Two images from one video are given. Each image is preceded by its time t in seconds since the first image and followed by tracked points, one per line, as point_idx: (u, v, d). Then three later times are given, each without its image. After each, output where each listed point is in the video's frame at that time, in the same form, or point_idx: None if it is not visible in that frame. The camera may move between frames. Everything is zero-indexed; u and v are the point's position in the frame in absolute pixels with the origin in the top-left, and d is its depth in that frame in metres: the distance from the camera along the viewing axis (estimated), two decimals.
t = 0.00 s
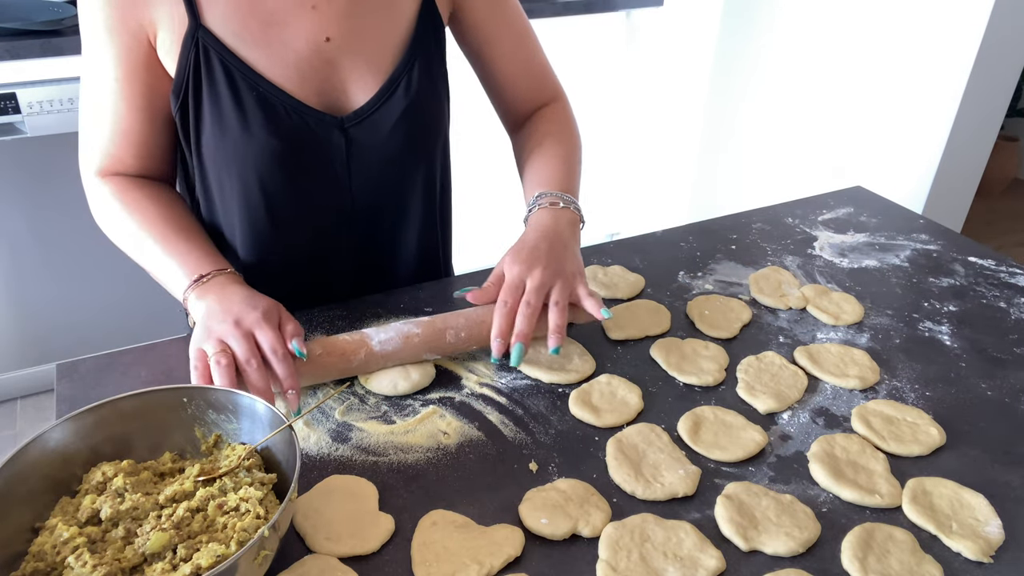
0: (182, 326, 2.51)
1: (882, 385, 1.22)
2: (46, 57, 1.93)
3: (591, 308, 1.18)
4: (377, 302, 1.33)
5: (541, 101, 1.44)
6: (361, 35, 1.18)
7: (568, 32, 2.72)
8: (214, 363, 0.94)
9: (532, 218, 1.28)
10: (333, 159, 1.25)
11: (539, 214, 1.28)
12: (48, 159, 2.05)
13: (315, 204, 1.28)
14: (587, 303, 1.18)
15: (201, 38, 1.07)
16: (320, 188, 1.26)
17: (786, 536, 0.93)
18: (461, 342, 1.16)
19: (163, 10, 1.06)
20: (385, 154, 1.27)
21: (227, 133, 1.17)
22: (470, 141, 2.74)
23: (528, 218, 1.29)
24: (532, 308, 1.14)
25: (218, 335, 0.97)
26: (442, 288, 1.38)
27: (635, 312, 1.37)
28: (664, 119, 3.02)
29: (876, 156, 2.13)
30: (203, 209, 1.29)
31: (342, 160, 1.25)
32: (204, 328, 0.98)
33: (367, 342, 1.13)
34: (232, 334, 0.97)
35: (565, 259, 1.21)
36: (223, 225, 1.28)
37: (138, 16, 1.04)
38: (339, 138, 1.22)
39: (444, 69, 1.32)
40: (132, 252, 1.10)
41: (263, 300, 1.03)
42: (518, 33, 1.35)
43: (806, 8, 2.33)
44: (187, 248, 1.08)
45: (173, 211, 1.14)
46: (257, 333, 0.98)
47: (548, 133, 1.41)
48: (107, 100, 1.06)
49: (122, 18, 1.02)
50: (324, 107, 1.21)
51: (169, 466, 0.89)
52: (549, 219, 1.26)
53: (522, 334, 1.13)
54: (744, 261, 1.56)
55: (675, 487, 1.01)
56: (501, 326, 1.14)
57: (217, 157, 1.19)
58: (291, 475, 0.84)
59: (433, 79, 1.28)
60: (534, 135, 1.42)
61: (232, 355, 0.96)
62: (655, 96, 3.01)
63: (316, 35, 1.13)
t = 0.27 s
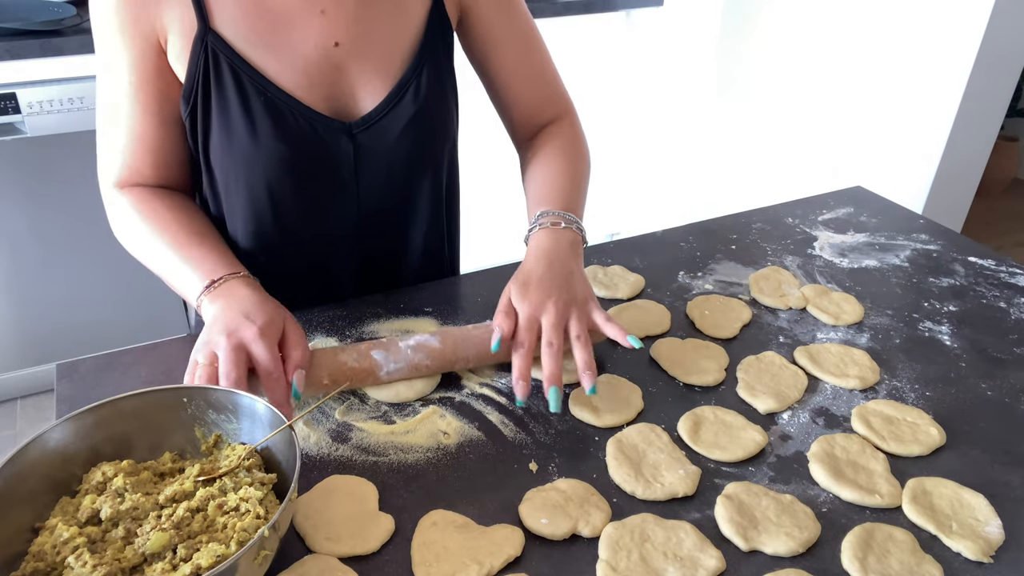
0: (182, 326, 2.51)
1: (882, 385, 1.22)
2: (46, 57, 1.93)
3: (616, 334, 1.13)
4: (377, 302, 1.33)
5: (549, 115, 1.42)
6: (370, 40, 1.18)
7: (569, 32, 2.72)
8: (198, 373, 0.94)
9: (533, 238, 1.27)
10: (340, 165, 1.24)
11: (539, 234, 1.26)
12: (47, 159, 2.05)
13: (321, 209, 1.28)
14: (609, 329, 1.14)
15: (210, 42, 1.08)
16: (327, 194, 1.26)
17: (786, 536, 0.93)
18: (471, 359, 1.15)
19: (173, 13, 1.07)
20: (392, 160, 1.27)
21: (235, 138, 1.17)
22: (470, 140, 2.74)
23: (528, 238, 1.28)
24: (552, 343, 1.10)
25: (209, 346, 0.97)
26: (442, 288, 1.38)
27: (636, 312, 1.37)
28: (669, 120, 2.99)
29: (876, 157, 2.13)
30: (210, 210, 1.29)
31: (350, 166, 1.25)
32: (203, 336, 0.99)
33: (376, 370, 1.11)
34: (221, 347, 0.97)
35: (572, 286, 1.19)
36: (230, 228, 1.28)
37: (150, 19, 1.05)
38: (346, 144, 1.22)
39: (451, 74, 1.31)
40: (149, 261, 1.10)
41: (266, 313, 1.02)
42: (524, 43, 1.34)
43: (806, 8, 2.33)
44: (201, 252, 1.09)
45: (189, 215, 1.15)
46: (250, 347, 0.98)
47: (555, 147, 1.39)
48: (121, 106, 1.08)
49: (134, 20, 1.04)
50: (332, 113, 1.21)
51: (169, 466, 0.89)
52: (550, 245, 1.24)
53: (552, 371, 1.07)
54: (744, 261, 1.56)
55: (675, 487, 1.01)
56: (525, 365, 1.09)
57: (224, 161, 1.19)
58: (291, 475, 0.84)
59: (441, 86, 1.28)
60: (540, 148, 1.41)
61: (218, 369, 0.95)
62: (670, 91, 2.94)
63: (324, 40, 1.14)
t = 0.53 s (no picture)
0: (182, 326, 2.51)
1: (882, 385, 1.22)
2: (46, 57, 1.93)
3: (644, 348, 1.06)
4: (377, 302, 1.33)
5: (556, 123, 1.39)
6: (376, 43, 1.18)
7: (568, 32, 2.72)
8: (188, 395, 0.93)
9: (537, 256, 1.23)
10: (344, 167, 1.25)
11: (541, 252, 1.22)
12: (47, 159, 2.05)
13: (325, 211, 1.28)
14: (633, 342, 1.07)
15: (217, 44, 1.08)
16: (331, 196, 1.27)
17: (786, 536, 0.93)
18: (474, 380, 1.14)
19: (179, 16, 1.06)
20: (396, 163, 1.27)
21: (240, 141, 1.17)
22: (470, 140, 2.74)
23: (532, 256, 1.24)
24: (578, 366, 1.03)
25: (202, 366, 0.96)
26: (442, 288, 1.38)
27: (636, 312, 1.37)
28: (665, 118, 3.03)
29: (876, 157, 2.13)
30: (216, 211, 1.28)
31: (354, 168, 1.25)
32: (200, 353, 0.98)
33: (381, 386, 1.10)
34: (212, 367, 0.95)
35: (584, 304, 1.14)
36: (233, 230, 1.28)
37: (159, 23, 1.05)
38: (351, 147, 1.22)
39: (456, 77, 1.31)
40: (162, 275, 1.09)
41: (264, 334, 0.99)
42: (526, 48, 1.33)
43: (806, 8, 2.33)
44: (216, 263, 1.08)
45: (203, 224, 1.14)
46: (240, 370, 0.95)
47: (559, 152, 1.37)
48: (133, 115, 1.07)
49: (143, 24, 1.03)
50: (337, 115, 1.21)
51: (169, 466, 0.89)
52: (555, 263, 1.20)
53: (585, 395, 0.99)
54: (744, 261, 1.56)
55: (675, 487, 1.01)
56: (555, 391, 1.00)
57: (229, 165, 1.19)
58: (291, 475, 0.84)
59: (446, 88, 1.28)
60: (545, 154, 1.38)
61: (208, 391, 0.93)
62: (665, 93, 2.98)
63: (330, 43, 1.14)
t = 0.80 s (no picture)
0: (182, 326, 2.51)
1: (882, 385, 1.22)
2: (46, 57, 1.93)
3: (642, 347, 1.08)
4: (377, 302, 1.33)
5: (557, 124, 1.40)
6: (377, 43, 1.18)
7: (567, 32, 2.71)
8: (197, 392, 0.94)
9: (535, 258, 1.22)
10: (344, 167, 1.25)
11: (540, 254, 1.22)
12: (46, 159, 2.05)
13: (325, 210, 1.28)
14: (631, 341, 1.09)
15: (215, 43, 1.08)
16: (331, 195, 1.27)
17: (786, 536, 0.93)
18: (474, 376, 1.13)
19: (180, 14, 1.07)
20: (397, 162, 1.27)
21: (239, 140, 1.17)
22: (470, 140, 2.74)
23: (529, 257, 1.24)
24: (579, 363, 1.04)
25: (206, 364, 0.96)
26: (442, 288, 1.38)
27: (636, 313, 1.36)
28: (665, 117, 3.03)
29: (876, 157, 2.13)
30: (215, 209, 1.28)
31: (354, 167, 1.25)
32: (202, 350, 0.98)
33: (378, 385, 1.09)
34: (219, 365, 0.95)
35: (584, 304, 1.14)
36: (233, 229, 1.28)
37: (158, 20, 1.06)
38: (351, 146, 1.22)
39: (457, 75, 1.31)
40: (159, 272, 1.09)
41: (268, 331, 1.00)
42: (527, 48, 1.33)
43: (806, 7, 2.33)
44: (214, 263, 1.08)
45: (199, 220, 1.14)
46: (244, 366, 0.95)
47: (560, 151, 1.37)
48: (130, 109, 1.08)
49: (141, 21, 1.04)
50: (337, 115, 1.21)
51: (169, 466, 0.89)
52: (554, 264, 1.20)
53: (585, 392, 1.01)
54: (744, 261, 1.56)
55: (675, 487, 1.01)
56: (556, 388, 1.02)
57: (229, 163, 1.19)
58: (291, 475, 0.84)
59: (446, 88, 1.28)
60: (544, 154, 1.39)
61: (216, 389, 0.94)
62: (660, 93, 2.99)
63: (331, 42, 1.13)
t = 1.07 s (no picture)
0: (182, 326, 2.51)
1: (882, 385, 1.22)
2: (46, 57, 1.93)
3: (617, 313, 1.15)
4: (377, 301, 1.33)
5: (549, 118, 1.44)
6: (374, 39, 1.18)
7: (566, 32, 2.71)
8: (207, 355, 0.97)
9: (519, 232, 1.29)
10: (342, 161, 1.24)
11: (524, 228, 1.28)
12: (46, 159, 2.05)
13: (323, 205, 1.28)
14: (607, 307, 1.16)
15: (211, 39, 1.08)
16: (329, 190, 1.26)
17: (786, 536, 0.93)
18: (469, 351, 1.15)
19: (175, 11, 1.07)
20: (394, 157, 1.27)
21: (236, 133, 1.17)
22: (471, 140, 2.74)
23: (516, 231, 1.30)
24: (557, 325, 1.13)
25: (214, 328, 1.00)
26: (442, 288, 1.38)
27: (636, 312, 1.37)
28: (667, 117, 3.02)
29: (876, 157, 2.13)
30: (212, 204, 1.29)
31: (351, 162, 1.25)
32: (205, 320, 1.02)
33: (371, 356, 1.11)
34: (228, 328, 1.00)
35: (564, 273, 1.21)
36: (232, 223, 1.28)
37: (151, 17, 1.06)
38: (348, 140, 1.22)
39: (455, 71, 1.31)
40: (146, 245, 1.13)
41: (270, 299, 1.05)
42: (524, 44, 1.35)
43: (806, 7, 2.33)
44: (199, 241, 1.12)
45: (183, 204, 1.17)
46: (252, 329, 1.01)
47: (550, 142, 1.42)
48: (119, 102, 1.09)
49: (136, 18, 1.05)
50: (335, 110, 1.21)
51: (169, 466, 0.89)
52: (536, 238, 1.26)
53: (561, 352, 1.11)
54: (744, 261, 1.56)
55: (675, 487, 1.01)
56: (534, 348, 1.11)
57: (227, 157, 1.20)
58: (291, 475, 0.84)
59: (444, 83, 1.28)
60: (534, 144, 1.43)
61: (226, 351, 0.98)
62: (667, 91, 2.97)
63: (328, 38, 1.14)
